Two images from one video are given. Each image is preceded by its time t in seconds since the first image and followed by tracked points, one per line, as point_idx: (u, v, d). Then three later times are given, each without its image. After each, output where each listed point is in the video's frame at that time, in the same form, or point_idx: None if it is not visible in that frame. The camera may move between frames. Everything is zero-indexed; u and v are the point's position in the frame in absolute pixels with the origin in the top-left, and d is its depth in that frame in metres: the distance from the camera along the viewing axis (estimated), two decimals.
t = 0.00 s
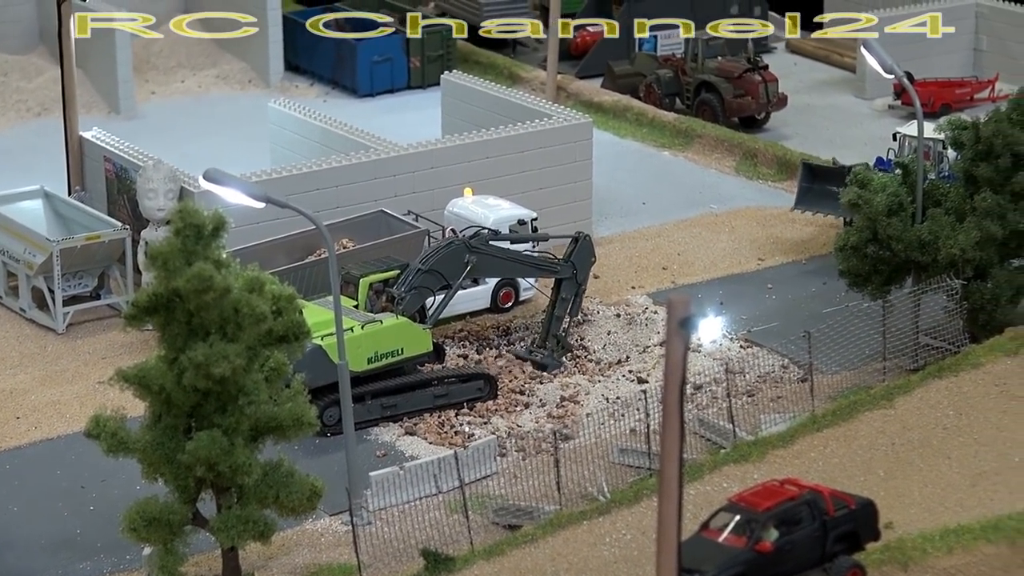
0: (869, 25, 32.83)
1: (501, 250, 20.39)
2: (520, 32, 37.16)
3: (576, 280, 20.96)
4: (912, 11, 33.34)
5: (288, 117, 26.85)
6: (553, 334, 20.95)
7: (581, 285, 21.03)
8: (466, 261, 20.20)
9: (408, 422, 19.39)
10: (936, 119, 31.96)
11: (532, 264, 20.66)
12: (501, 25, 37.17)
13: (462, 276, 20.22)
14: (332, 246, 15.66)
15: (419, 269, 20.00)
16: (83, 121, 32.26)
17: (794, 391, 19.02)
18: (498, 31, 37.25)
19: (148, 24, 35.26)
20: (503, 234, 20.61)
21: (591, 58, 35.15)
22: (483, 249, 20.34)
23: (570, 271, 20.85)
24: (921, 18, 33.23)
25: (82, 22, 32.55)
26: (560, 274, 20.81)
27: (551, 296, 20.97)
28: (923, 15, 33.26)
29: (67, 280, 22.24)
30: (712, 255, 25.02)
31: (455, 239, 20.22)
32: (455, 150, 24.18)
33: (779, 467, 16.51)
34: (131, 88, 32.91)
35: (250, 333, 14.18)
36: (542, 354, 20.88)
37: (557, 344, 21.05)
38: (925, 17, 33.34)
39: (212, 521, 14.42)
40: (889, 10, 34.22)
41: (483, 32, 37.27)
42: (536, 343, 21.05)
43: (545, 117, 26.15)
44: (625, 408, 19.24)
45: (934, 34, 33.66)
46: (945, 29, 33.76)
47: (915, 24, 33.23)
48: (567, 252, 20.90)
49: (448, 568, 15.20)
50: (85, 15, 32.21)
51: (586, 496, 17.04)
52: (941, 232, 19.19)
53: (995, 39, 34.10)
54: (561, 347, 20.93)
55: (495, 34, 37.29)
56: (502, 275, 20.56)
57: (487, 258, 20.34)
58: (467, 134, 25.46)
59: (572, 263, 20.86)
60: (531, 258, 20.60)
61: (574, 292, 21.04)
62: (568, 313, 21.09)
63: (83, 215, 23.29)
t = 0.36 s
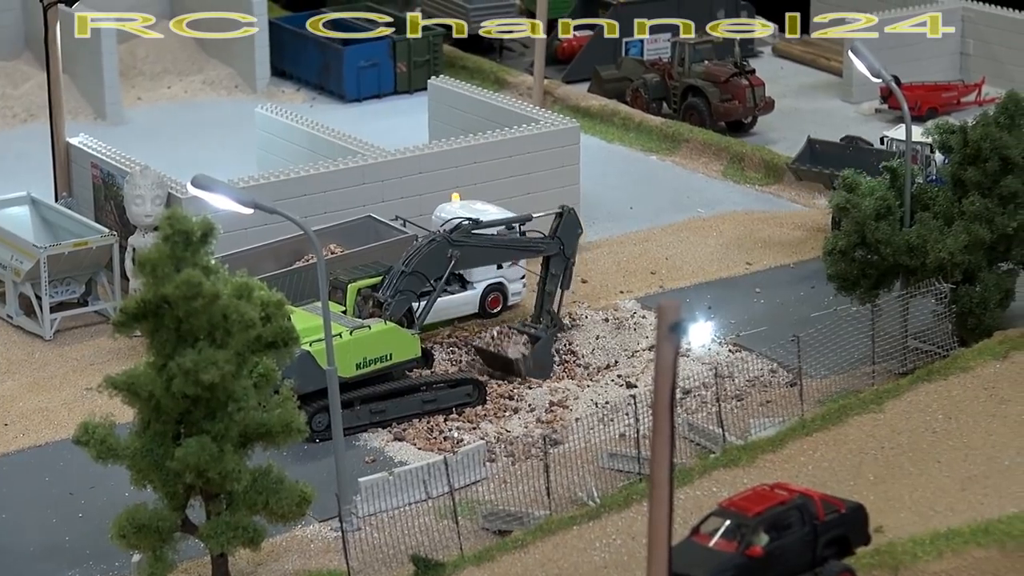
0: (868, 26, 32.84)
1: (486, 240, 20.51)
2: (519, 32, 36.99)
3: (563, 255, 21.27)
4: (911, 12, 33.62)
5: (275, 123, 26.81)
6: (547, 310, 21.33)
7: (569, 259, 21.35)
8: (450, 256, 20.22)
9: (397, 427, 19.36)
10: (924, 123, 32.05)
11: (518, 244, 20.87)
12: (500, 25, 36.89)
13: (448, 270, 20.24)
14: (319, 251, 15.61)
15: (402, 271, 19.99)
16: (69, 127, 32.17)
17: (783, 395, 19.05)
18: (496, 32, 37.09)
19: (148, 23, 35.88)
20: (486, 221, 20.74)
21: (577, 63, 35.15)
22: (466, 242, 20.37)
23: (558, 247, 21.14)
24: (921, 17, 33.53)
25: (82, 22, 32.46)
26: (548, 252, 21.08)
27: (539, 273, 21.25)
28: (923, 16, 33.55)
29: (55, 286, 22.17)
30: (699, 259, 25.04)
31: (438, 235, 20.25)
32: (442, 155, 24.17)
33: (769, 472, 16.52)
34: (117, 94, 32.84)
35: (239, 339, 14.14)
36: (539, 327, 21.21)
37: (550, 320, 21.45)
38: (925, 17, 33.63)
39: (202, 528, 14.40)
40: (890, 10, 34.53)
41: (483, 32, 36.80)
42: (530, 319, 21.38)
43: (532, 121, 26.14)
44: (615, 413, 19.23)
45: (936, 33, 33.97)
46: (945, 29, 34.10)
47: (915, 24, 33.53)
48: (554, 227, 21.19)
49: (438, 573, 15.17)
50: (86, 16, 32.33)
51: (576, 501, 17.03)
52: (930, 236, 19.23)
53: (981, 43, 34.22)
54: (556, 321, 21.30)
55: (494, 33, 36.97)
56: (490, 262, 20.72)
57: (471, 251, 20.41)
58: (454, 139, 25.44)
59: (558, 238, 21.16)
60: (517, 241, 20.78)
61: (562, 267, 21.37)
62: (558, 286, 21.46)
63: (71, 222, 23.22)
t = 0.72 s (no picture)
0: (869, 26, 32.95)
1: (472, 215, 20.90)
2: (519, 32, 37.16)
3: (552, 210, 21.82)
4: (911, 12, 33.81)
5: (270, 121, 26.78)
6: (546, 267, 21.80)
7: (558, 214, 21.91)
8: (436, 242, 20.57)
9: (393, 425, 19.35)
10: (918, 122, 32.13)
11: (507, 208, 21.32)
12: (500, 25, 37.04)
13: (437, 254, 20.64)
14: (316, 249, 15.60)
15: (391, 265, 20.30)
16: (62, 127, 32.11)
17: (779, 393, 19.09)
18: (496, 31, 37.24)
19: (148, 23, 36.28)
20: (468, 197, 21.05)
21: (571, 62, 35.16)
22: (450, 223, 20.71)
23: (547, 203, 21.68)
24: (921, 18, 33.71)
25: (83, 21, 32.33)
26: (538, 210, 21.62)
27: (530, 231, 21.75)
28: (923, 16, 33.74)
29: (50, 285, 22.11)
30: (694, 258, 25.06)
31: (421, 224, 20.57)
32: (438, 154, 24.16)
33: (767, 468, 16.54)
34: (110, 93, 32.78)
35: (238, 335, 14.12)
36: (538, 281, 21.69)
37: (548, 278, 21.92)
38: (925, 17, 33.82)
39: (200, 525, 14.38)
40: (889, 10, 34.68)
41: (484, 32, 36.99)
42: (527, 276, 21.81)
43: (527, 120, 26.13)
44: (612, 410, 19.23)
45: (935, 33, 34.16)
46: (945, 29, 34.26)
47: (915, 24, 33.71)
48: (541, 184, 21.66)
49: (437, 569, 15.15)
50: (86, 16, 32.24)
51: (573, 498, 17.02)
52: (926, 233, 19.26)
53: (974, 43, 34.29)
54: (555, 280, 21.69)
55: (494, 33, 37.11)
56: (482, 235, 21.16)
57: (456, 230, 20.74)
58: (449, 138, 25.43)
59: (546, 194, 21.65)
60: (503, 207, 21.22)
61: (554, 222, 21.92)
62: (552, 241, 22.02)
63: (66, 220, 23.16)
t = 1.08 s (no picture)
0: (870, 26, 33.06)
1: (457, 200, 21.09)
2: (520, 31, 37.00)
3: (539, 175, 21.99)
4: (912, 12, 33.98)
5: (269, 125, 26.79)
6: (539, 232, 22.13)
7: (546, 177, 22.07)
8: (425, 234, 20.77)
9: (395, 428, 19.36)
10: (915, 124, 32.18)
11: (491, 183, 21.53)
12: (500, 24, 36.83)
13: (428, 247, 20.84)
14: (319, 253, 15.60)
15: (383, 267, 20.43)
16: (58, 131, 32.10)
17: (780, 394, 19.15)
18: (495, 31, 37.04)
19: (147, 23, 36.32)
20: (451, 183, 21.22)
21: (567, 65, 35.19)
22: (436, 214, 20.88)
23: (533, 171, 21.89)
24: (921, 17, 33.86)
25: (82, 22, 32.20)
26: (526, 178, 21.83)
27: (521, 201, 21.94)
28: (923, 15, 33.88)
29: (49, 289, 22.11)
30: (693, 260, 25.11)
31: (407, 221, 20.74)
32: (436, 156, 24.16)
33: (769, 470, 16.57)
34: (107, 97, 32.79)
35: (242, 338, 14.13)
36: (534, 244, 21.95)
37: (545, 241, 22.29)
38: (925, 17, 33.96)
39: (204, 528, 14.40)
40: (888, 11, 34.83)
41: (483, 32, 36.88)
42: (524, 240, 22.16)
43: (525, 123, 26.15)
44: (613, 412, 19.26)
45: (935, 32, 34.31)
46: (945, 29, 34.40)
47: (915, 24, 33.85)
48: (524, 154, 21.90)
49: (440, 571, 15.18)
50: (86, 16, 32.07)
51: (576, 500, 17.05)
52: (926, 234, 19.31)
53: (970, 45, 34.37)
54: (553, 242, 22.04)
55: (494, 33, 36.93)
56: (472, 215, 21.40)
57: (443, 219, 20.95)
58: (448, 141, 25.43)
59: (530, 161, 21.89)
60: (487, 184, 21.46)
61: (544, 187, 22.09)
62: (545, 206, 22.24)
63: (65, 224, 23.16)
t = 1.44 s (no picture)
0: (870, 26, 33.18)
1: (442, 191, 20.81)
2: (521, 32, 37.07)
3: (523, 146, 21.22)
4: (912, 13, 34.11)
5: (268, 129, 26.82)
6: (531, 200, 21.34)
7: (530, 147, 21.29)
8: (413, 231, 20.62)
9: (396, 430, 19.41)
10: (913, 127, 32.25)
11: (475, 165, 21.05)
12: (500, 25, 36.96)
13: (418, 243, 20.72)
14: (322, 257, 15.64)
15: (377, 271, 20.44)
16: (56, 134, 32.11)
17: (780, 396, 19.21)
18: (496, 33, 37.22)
19: (148, 23, 36.75)
20: (433, 173, 20.91)
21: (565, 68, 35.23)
22: (421, 210, 20.67)
23: (517, 146, 21.14)
24: (921, 18, 34.00)
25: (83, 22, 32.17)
26: (509, 154, 21.13)
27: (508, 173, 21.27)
28: (923, 16, 34.04)
29: (49, 292, 22.13)
30: (692, 262, 25.17)
31: (394, 221, 20.61)
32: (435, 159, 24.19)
33: (770, 471, 16.63)
34: (105, 101, 32.82)
35: (245, 341, 14.18)
36: (528, 214, 21.33)
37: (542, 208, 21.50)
38: (925, 18, 34.12)
39: (207, 530, 14.44)
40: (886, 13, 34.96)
41: (483, 33, 37.05)
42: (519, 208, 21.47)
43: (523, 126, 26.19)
44: (613, 414, 19.30)
45: (936, 33, 34.46)
46: (945, 29, 34.53)
47: (916, 25, 34.00)
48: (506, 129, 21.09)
49: (442, 573, 15.24)
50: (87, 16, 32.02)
51: (578, 502, 17.12)
52: (925, 236, 19.41)
53: (967, 48, 34.44)
54: (546, 210, 21.25)
55: (494, 33, 37.06)
56: (460, 201, 21.10)
57: (430, 213, 20.74)
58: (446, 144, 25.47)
59: (512, 136, 21.09)
60: (470, 167, 20.99)
61: (530, 158, 21.31)
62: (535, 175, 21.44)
63: (65, 227, 23.20)
